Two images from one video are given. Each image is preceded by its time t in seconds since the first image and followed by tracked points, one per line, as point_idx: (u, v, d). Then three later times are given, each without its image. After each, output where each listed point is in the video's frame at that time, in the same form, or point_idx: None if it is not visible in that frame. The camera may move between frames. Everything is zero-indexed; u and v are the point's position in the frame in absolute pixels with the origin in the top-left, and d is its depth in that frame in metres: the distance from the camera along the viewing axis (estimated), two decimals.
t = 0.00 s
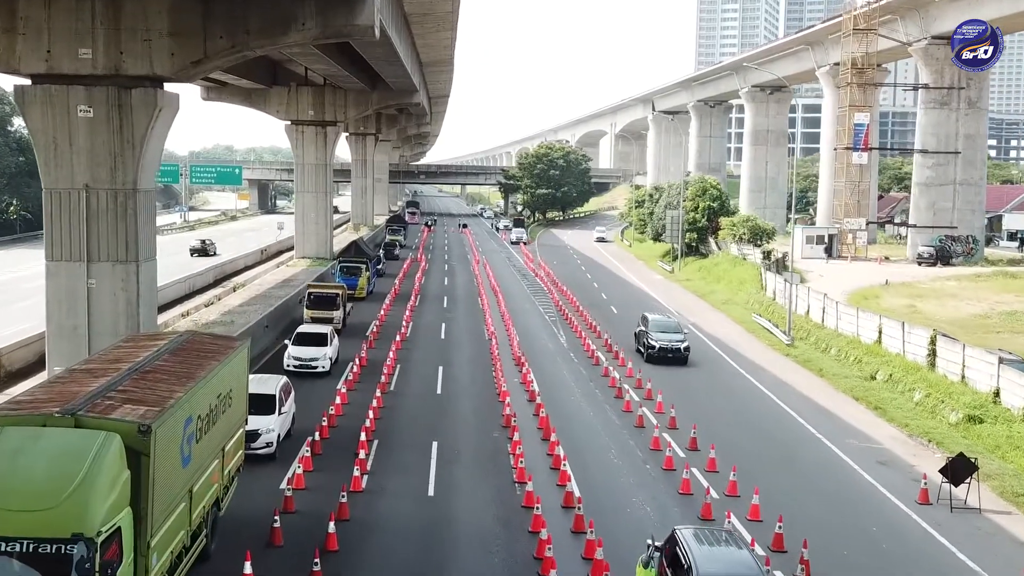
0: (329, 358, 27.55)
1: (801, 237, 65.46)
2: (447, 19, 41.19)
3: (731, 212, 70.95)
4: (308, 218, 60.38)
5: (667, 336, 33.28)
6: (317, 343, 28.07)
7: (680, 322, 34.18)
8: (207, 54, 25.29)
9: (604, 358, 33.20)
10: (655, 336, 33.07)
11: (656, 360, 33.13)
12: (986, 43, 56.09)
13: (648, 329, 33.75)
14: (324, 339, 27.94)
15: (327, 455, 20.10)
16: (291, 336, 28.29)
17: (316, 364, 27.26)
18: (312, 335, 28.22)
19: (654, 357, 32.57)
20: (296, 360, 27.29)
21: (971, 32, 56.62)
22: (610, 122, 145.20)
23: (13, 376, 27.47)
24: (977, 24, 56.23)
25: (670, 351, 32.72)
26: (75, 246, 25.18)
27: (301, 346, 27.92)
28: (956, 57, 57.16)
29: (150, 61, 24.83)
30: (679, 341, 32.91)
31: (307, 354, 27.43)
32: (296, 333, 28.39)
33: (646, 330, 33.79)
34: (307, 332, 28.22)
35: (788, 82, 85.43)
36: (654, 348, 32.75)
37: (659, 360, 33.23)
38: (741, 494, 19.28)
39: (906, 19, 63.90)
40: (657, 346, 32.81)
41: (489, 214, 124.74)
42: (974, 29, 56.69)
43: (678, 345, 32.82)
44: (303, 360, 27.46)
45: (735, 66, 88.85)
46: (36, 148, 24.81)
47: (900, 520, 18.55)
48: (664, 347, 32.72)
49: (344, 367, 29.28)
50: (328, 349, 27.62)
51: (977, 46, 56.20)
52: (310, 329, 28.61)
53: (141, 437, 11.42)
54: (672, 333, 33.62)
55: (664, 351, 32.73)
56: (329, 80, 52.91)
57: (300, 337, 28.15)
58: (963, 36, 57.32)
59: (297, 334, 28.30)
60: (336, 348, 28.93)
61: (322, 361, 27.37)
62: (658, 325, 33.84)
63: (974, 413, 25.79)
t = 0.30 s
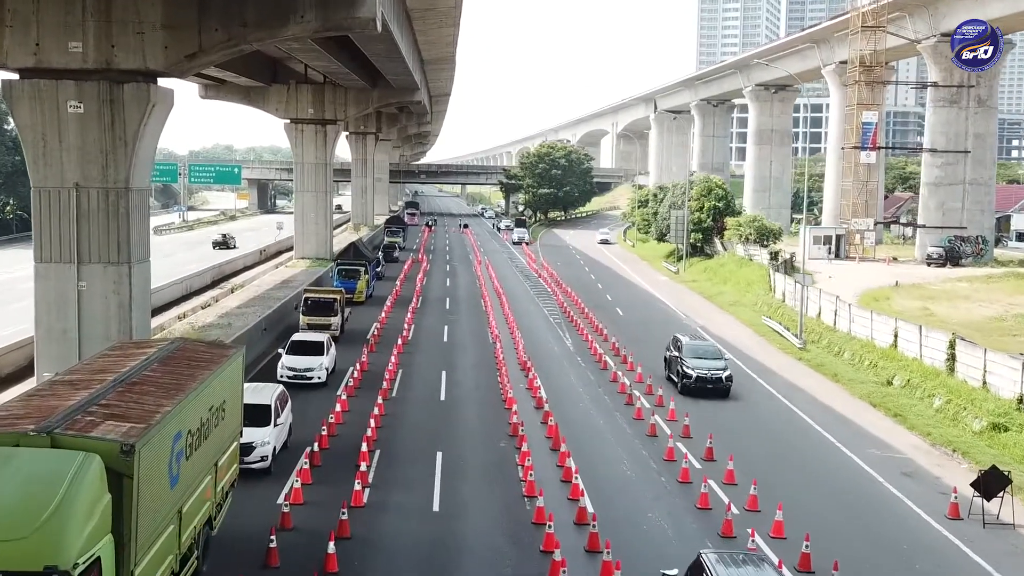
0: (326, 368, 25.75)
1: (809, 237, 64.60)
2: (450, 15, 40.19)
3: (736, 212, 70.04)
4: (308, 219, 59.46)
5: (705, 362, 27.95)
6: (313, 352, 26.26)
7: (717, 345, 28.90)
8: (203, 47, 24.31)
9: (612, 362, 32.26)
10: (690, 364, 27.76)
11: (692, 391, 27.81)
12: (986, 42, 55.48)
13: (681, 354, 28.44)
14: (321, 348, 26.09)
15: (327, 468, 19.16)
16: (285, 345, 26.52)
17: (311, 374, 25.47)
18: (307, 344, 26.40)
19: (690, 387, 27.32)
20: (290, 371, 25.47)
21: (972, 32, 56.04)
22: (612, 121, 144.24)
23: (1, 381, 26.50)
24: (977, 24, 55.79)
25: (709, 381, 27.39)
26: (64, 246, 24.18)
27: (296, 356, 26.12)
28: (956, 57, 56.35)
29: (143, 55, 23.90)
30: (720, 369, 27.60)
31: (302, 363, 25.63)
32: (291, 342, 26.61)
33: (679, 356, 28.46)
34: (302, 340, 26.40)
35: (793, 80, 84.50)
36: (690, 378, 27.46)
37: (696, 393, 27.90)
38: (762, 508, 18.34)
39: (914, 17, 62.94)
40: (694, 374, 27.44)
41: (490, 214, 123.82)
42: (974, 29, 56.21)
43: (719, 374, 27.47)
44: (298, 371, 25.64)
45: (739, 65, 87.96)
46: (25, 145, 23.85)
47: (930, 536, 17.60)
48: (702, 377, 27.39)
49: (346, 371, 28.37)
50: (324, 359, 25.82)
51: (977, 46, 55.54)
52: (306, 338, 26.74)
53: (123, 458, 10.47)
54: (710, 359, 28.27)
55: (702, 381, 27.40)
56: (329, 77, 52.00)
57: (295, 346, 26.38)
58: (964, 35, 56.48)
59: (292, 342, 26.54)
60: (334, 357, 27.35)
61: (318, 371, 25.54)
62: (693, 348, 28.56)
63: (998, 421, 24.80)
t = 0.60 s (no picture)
0: (322, 377, 24.24)
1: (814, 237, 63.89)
2: (451, 10, 39.38)
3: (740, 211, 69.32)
4: (307, 218, 58.70)
5: (750, 395, 23.49)
6: (308, 360, 24.76)
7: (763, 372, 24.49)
8: (198, 41, 23.61)
9: (618, 365, 31.54)
10: (733, 398, 23.35)
11: (736, 430, 23.45)
12: (985, 42, 54.71)
13: (721, 386, 23.98)
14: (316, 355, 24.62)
15: (325, 477, 18.44)
16: (278, 352, 25.07)
17: (306, 384, 23.97)
18: (302, 351, 24.90)
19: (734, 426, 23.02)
20: (284, 380, 23.96)
21: (972, 32, 55.45)
22: (612, 120, 143.51)
23: None
24: (978, 24, 55.18)
25: (757, 419, 22.99)
26: (54, 246, 23.40)
27: (290, 364, 24.65)
28: (956, 57, 55.60)
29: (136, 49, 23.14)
30: (769, 404, 23.21)
31: (296, 372, 24.14)
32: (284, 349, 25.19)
33: (719, 387, 24.03)
34: (296, 347, 24.95)
35: (796, 78, 83.67)
36: (735, 416, 23.04)
37: (739, 430, 23.59)
38: (778, 520, 17.65)
39: (921, 13, 62.12)
40: (738, 412, 23.04)
41: (491, 213, 123.09)
42: (974, 29, 55.61)
43: (768, 410, 23.07)
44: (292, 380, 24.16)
45: (741, 63, 87.08)
46: (15, 142, 23.08)
47: (955, 548, 16.90)
48: (748, 414, 22.97)
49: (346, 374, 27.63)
50: (320, 367, 24.36)
51: (977, 45, 54.77)
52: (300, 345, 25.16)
53: (106, 475, 9.72)
54: (755, 390, 23.81)
55: (749, 419, 22.98)
56: (329, 74, 51.24)
57: (290, 353, 24.91)
58: (964, 35, 55.99)
59: (286, 349, 25.08)
60: (331, 364, 25.92)
61: (313, 380, 24.01)
62: (735, 378, 24.11)
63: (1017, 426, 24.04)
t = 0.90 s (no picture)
0: (317, 386, 23.08)
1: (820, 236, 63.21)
2: (452, 6, 38.58)
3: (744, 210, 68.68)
4: (306, 218, 58.06)
5: (813, 441, 19.54)
6: (303, 367, 23.53)
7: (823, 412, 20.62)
8: (193, 36, 22.89)
9: (622, 368, 30.94)
10: (793, 445, 19.36)
11: (795, 484, 19.51)
12: (986, 42, 53.86)
13: (777, 430, 20.06)
14: (311, 363, 23.37)
15: (324, 486, 17.84)
16: (272, 359, 23.92)
17: (300, 394, 22.83)
18: (297, 358, 23.71)
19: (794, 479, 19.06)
20: (277, 390, 22.83)
21: (972, 32, 54.62)
22: (613, 119, 142.83)
23: None
24: (977, 24, 54.36)
25: (823, 471, 19.01)
26: (45, 246, 22.74)
27: (284, 372, 23.41)
28: (956, 57, 54.72)
29: (128, 45, 22.45)
30: (837, 452, 19.25)
31: (290, 381, 22.95)
32: (278, 356, 24.03)
33: (773, 432, 20.12)
34: (291, 354, 23.73)
35: (799, 77, 82.79)
36: (797, 468, 19.04)
37: (801, 482, 19.64)
38: (794, 531, 17.04)
39: (927, 11, 61.20)
40: (800, 463, 19.04)
41: (492, 212, 122.47)
42: (974, 29, 54.73)
43: (837, 460, 19.10)
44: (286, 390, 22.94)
45: (744, 61, 86.08)
46: (5, 140, 22.44)
47: (979, 560, 16.27)
48: (813, 466, 18.98)
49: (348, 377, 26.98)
50: (315, 375, 23.16)
51: (978, 45, 53.90)
52: (293, 353, 23.82)
53: (88, 494, 9.04)
54: (817, 436, 19.89)
55: (814, 472, 18.99)
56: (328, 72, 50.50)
57: (283, 361, 23.70)
58: (964, 35, 55.03)
59: (280, 356, 23.89)
60: (327, 372, 24.66)
61: (308, 390, 22.88)
62: (791, 421, 20.20)
63: None
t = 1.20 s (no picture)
0: (312, 395, 21.85)
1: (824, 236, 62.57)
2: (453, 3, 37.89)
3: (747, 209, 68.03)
4: (306, 218, 57.49)
5: (904, 513, 15.68)
6: (299, 376, 22.24)
7: (911, 472, 16.78)
8: (187, 32, 22.31)
9: (626, 370, 30.40)
10: (884, 520, 15.41)
11: (883, 566, 15.56)
12: (986, 42, 53.12)
13: (858, 496, 16.18)
14: (306, 371, 22.03)
15: (322, 496, 17.29)
16: (267, 366, 22.73)
17: (295, 404, 21.65)
18: (290, 365, 22.44)
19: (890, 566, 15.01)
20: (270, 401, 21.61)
21: (972, 32, 54.00)
22: (614, 118, 142.15)
23: None
24: (978, 24, 53.74)
25: (921, 552, 15.07)
26: (37, 246, 22.17)
27: (279, 380, 22.16)
28: (956, 56, 54.00)
29: (121, 41, 21.87)
30: (937, 528, 15.33)
31: (284, 389, 21.73)
32: (273, 363, 22.79)
33: (853, 499, 16.19)
34: (285, 361, 22.52)
35: (801, 76, 82.06)
36: (888, 548, 15.11)
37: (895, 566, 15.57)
38: (808, 543, 16.55)
39: (932, 8, 60.33)
40: (893, 542, 15.10)
41: (492, 212, 121.82)
42: (975, 29, 54.15)
43: (937, 539, 15.18)
44: (279, 399, 21.75)
45: (745, 60, 85.20)
46: None
47: (999, 573, 15.73)
48: (909, 546, 15.04)
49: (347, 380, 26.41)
50: (310, 384, 21.95)
51: (978, 45, 53.16)
52: (289, 359, 22.54)
53: (68, 516, 8.47)
54: (906, 505, 15.96)
55: (910, 553, 15.06)
56: (327, 70, 49.84)
57: (278, 367, 22.50)
58: (964, 35, 54.48)
59: (274, 364, 22.64)
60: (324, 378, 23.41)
61: (302, 399, 21.65)
62: (874, 485, 16.31)
63: None
